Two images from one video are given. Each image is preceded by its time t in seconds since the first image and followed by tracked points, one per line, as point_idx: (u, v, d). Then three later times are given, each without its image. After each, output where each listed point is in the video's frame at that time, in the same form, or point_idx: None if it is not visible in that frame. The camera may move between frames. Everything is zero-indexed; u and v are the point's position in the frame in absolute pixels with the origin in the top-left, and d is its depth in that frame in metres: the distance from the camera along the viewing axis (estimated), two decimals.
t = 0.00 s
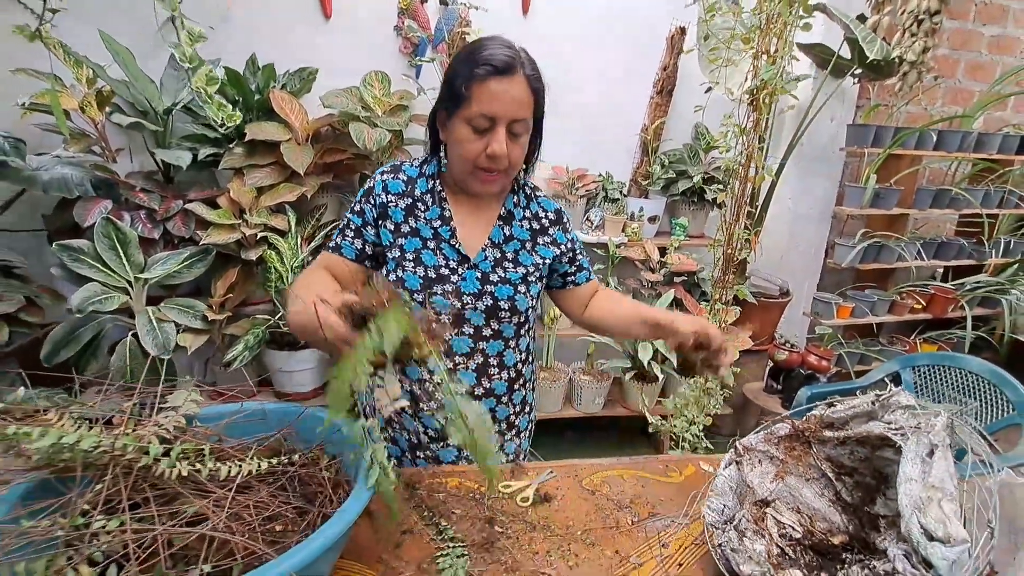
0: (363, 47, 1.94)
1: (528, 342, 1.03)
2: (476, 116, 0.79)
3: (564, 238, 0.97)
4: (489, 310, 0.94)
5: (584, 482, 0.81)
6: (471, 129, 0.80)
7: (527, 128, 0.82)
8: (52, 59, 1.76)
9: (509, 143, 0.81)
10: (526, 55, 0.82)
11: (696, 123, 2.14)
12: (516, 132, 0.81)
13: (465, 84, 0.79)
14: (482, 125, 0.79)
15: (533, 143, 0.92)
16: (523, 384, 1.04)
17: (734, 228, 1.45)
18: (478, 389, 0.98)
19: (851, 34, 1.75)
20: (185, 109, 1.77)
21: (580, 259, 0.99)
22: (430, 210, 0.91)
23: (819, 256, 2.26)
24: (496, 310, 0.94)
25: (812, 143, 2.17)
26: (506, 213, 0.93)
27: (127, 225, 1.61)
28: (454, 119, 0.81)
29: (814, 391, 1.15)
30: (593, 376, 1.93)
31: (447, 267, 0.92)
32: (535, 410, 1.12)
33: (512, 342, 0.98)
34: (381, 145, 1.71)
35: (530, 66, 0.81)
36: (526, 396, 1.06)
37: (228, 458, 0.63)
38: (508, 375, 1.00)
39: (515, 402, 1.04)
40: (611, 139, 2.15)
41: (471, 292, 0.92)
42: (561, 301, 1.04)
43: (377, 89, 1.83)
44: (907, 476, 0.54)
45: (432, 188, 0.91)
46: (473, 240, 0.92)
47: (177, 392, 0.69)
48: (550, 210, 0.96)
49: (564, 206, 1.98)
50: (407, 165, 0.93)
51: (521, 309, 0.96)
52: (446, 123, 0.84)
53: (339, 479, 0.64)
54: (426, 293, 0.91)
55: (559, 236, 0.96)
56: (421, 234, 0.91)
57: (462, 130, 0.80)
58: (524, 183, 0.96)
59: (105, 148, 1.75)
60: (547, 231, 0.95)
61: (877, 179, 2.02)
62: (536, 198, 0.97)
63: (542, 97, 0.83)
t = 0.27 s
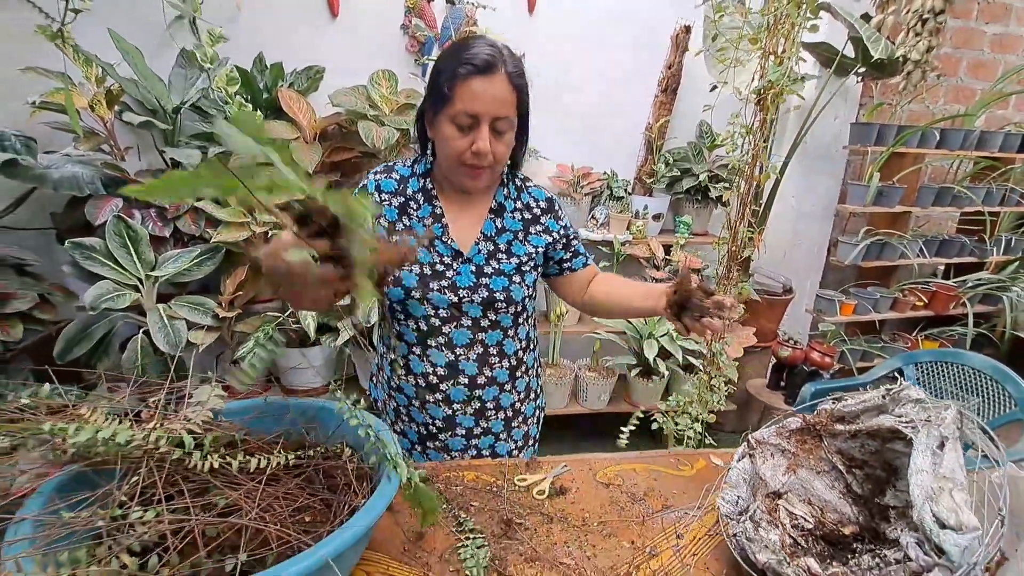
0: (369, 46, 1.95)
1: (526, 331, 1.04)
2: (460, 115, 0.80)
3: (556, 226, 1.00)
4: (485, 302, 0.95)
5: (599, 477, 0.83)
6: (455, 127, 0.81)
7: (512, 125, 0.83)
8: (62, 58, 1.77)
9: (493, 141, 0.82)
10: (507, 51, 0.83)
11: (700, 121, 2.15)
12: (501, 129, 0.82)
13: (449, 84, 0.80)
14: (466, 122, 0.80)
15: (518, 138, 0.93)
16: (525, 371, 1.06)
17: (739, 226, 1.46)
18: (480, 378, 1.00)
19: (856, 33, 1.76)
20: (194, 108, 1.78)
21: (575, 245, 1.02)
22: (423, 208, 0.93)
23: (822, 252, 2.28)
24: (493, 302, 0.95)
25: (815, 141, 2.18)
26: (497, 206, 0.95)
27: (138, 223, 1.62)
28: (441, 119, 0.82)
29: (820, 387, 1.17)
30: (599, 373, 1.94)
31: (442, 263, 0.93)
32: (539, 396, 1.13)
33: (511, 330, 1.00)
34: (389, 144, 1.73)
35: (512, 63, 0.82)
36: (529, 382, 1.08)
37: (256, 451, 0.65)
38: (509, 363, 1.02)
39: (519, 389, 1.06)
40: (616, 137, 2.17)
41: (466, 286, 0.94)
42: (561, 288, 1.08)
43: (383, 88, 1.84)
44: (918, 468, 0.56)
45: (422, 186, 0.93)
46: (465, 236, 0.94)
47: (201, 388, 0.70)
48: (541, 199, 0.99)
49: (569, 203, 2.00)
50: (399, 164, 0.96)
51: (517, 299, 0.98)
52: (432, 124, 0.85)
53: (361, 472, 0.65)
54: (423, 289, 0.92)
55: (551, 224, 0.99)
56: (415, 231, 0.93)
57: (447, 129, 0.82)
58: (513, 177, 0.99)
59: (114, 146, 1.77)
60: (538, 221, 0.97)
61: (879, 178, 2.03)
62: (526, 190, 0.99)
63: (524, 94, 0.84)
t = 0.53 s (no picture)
0: (370, 45, 1.96)
1: (525, 333, 1.05)
2: (461, 118, 0.80)
3: (560, 227, 1.02)
4: (481, 302, 0.98)
5: (603, 472, 0.85)
6: (458, 130, 0.80)
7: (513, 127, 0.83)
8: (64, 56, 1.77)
9: (496, 143, 0.83)
10: (510, 56, 0.86)
11: (698, 120, 2.17)
12: (502, 132, 0.82)
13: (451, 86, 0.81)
14: (468, 125, 0.80)
15: (526, 142, 0.95)
16: (525, 372, 1.08)
17: (738, 225, 1.48)
18: (476, 377, 1.02)
19: (854, 34, 1.78)
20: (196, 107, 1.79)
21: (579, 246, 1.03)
22: (429, 206, 0.97)
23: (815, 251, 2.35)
24: (488, 303, 0.98)
25: (813, 140, 2.20)
26: (500, 208, 0.98)
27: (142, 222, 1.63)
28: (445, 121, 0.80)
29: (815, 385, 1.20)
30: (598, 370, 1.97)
31: (441, 262, 0.97)
32: (542, 399, 1.14)
33: (507, 332, 1.02)
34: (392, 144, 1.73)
35: (514, 67, 0.84)
36: (530, 384, 1.09)
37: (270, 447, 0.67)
38: (506, 364, 1.04)
39: (517, 390, 1.07)
40: (615, 137, 2.18)
41: (463, 285, 0.97)
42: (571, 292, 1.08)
43: (385, 88, 1.86)
44: (912, 461, 0.59)
45: (431, 184, 0.96)
46: (466, 236, 0.96)
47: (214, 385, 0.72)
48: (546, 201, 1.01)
49: (569, 202, 2.01)
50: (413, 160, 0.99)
51: (514, 302, 0.99)
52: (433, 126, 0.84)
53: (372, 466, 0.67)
54: (421, 286, 0.97)
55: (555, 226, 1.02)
56: (419, 229, 0.97)
57: (450, 132, 0.80)
58: (521, 179, 1.01)
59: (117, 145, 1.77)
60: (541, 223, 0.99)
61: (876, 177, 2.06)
62: (532, 191, 1.01)
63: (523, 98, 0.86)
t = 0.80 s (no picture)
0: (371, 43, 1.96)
1: (551, 341, 1.05)
2: (492, 107, 0.77)
3: (591, 230, 0.99)
4: (506, 305, 0.98)
5: (608, 467, 0.86)
6: (489, 120, 0.78)
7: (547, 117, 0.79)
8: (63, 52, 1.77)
9: (527, 136, 0.79)
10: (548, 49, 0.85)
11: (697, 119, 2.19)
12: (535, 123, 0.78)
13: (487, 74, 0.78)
14: (498, 115, 0.77)
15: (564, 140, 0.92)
16: (548, 381, 1.07)
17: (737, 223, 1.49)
18: (496, 382, 1.03)
19: (852, 33, 1.79)
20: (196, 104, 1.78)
21: (607, 250, 0.97)
22: (462, 202, 0.97)
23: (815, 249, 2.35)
24: (513, 307, 0.98)
25: (811, 138, 2.22)
26: (532, 209, 0.97)
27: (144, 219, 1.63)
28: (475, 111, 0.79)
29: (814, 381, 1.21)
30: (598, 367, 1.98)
31: (470, 260, 0.97)
32: (562, 407, 1.13)
33: (530, 339, 1.02)
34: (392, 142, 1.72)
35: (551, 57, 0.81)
36: (551, 393, 1.09)
37: (281, 442, 0.68)
38: (529, 371, 1.04)
39: (538, 398, 1.07)
40: (614, 135, 2.19)
41: (489, 287, 0.97)
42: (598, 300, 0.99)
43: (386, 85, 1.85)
44: (915, 454, 0.61)
45: (467, 180, 0.97)
46: (496, 236, 0.96)
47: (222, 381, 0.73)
48: (580, 204, 0.99)
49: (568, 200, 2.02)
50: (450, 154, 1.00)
51: (539, 309, 0.99)
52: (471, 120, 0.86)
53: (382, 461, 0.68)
54: (447, 284, 0.97)
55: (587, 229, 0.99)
56: (451, 224, 0.97)
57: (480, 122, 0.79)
58: (555, 179, 0.99)
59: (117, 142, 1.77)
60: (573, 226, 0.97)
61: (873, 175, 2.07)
62: (566, 193, 0.99)
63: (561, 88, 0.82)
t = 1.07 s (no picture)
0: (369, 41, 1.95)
1: (571, 350, 1.03)
2: (527, 104, 0.79)
3: (622, 239, 0.93)
4: (525, 312, 0.96)
5: (611, 463, 0.87)
6: (524, 118, 0.81)
7: (581, 117, 0.80)
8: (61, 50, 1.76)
9: (560, 136, 0.80)
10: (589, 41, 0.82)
11: (694, 117, 2.20)
12: (569, 123, 0.79)
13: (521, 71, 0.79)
14: (532, 112, 0.79)
15: (604, 142, 0.89)
16: (564, 389, 1.07)
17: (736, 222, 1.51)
18: (511, 386, 1.03)
19: (849, 33, 1.80)
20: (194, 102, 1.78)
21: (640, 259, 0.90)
22: (492, 202, 0.97)
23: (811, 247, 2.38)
24: (532, 314, 0.97)
25: (809, 136, 2.23)
26: (564, 214, 0.94)
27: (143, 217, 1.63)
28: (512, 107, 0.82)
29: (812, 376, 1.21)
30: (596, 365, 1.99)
31: (495, 262, 0.97)
32: (579, 415, 1.13)
33: (549, 347, 1.01)
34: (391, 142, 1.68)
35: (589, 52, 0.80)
36: (568, 401, 1.09)
37: (287, 439, 0.68)
38: (545, 380, 1.04)
39: (554, 406, 1.07)
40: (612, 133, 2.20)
41: (511, 291, 0.96)
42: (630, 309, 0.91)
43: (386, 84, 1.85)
44: (915, 449, 0.62)
45: (499, 180, 0.97)
46: (524, 239, 0.95)
47: (227, 379, 0.73)
48: (616, 210, 0.93)
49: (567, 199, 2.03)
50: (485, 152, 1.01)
51: (558, 318, 0.97)
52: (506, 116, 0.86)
53: (388, 459, 0.69)
54: (470, 285, 0.98)
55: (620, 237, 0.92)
56: (479, 223, 0.97)
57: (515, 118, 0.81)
58: (592, 184, 0.95)
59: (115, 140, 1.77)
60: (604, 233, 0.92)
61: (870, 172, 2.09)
62: (602, 198, 0.94)
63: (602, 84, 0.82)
